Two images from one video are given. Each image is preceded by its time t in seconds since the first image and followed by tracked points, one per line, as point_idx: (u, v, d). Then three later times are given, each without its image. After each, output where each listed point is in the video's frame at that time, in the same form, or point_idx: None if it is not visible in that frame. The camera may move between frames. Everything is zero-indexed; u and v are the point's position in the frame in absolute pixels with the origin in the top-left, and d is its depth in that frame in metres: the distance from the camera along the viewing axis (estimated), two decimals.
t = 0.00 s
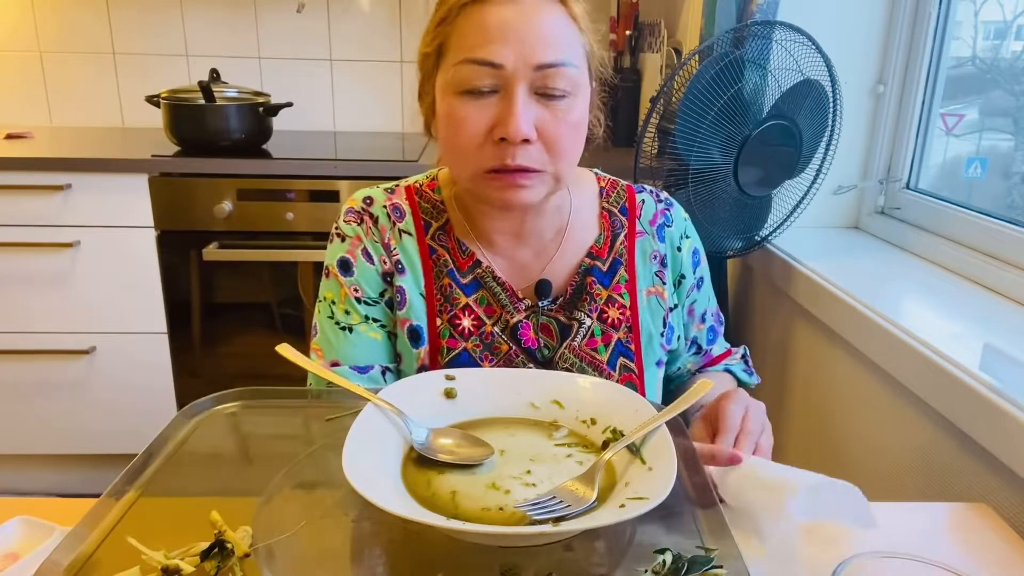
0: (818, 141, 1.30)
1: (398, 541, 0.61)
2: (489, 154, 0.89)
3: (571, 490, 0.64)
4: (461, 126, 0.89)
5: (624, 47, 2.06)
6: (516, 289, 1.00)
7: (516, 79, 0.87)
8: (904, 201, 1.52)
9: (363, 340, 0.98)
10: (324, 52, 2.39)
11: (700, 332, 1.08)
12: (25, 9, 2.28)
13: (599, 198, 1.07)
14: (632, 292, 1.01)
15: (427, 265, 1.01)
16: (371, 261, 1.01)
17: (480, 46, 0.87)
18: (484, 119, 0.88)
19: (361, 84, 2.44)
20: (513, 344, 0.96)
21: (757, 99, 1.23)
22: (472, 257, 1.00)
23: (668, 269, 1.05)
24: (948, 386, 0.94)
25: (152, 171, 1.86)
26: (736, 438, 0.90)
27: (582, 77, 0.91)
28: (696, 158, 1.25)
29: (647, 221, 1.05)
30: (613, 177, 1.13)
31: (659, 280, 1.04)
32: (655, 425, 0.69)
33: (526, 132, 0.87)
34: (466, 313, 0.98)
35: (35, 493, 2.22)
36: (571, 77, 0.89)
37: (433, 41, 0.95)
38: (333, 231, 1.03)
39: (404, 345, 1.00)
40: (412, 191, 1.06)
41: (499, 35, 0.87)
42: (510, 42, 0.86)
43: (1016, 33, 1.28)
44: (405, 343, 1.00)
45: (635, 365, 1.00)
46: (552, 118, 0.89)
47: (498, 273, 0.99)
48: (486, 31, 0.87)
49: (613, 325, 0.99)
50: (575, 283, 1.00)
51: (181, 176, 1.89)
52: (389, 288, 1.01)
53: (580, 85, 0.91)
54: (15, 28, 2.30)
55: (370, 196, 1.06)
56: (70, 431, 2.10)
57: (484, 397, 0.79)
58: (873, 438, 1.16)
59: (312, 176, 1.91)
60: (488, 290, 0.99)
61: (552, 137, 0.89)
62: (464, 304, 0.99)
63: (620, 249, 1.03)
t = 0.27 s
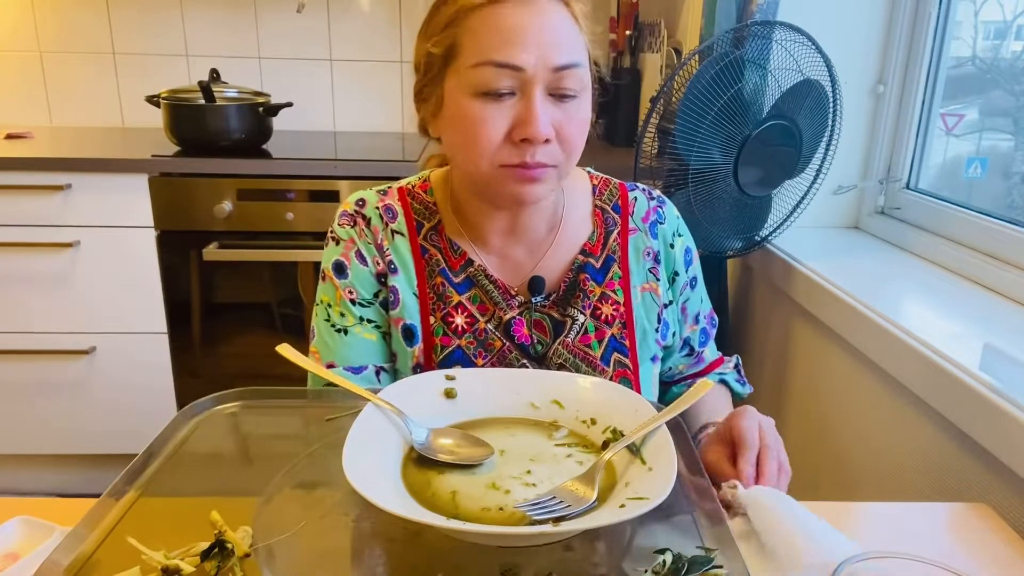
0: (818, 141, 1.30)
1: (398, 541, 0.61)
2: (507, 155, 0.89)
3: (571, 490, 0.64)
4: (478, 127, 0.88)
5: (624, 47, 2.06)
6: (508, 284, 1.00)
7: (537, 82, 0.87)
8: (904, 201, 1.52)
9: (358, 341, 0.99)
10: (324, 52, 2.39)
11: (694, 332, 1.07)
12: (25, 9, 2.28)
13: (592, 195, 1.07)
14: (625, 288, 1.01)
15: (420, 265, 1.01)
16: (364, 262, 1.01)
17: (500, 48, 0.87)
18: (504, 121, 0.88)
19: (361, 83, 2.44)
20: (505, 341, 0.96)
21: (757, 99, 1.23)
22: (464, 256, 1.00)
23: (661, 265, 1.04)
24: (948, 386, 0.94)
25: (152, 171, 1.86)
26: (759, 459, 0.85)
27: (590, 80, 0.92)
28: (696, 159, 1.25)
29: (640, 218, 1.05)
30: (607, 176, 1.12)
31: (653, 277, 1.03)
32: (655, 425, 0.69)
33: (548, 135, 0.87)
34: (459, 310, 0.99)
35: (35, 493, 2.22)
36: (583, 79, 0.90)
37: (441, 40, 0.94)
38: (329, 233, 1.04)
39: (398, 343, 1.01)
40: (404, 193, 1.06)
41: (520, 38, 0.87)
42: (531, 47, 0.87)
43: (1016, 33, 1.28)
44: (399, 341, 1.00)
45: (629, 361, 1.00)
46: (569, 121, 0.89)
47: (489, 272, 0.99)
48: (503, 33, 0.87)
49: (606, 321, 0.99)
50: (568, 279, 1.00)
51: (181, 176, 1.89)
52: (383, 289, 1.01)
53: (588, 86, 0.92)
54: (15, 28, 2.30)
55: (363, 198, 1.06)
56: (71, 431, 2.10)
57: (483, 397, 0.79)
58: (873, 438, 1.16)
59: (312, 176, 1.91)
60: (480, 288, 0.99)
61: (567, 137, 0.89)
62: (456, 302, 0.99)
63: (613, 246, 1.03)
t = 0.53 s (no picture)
0: (818, 141, 1.30)
1: (397, 541, 0.61)
2: (515, 148, 0.89)
3: (570, 489, 0.64)
4: (486, 119, 0.88)
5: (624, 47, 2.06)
6: (505, 279, 1.00)
7: (542, 74, 0.88)
8: (904, 201, 1.52)
9: (355, 334, 0.98)
10: (324, 52, 2.39)
11: (694, 324, 1.07)
12: (25, 9, 2.29)
13: (587, 191, 1.07)
14: (620, 280, 1.02)
15: (417, 260, 1.01)
16: (362, 257, 1.01)
17: (508, 41, 0.87)
18: (513, 113, 0.88)
19: (361, 83, 2.44)
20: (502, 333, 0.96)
21: (757, 99, 1.23)
22: (461, 250, 1.00)
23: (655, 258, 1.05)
24: (947, 386, 0.94)
25: (152, 171, 1.86)
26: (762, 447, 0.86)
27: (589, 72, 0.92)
28: (696, 158, 1.25)
29: (634, 211, 1.05)
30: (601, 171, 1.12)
31: (647, 269, 1.03)
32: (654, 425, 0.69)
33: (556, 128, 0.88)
34: (455, 304, 0.98)
35: (35, 493, 2.22)
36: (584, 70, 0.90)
37: (448, 33, 0.93)
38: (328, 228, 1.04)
39: (394, 337, 1.00)
40: (402, 189, 1.06)
41: (527, 30, 0.87)
42: (538, 39, 0.87)
43: (1016, 33, 1.28)
44: (396, 335, 1.00)
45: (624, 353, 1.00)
46: (573, 113, 0.90)
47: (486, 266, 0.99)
48: (511, 24, 0.87)
49: (601, 313, 1.00)
50: (562, 273, 1.00)
51: (181, 176, 1.89)
52: (381, 283, 1.01)
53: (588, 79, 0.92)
54: (15, 28, 2.30)
55: (361, 195, 1.06)
56: (71, 431, 2.10)
57: (483, 396, 0.79)
58: (873, 437, 1.16)
59: (312, 176, 1.91)
60: (477, 282, 0.99)
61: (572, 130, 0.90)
62: (453, 296, 0.99)
63: (608, 240, 1.03)
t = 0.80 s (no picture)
0: (818, 141, 1.30)
1: (397, 541, 0.61)
2: (509, 147, 0.89)
3: (570, 489, 0.64)
4: (481, 119, 0.88)
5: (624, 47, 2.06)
6: (498, 276, 0.99)
7: (537, 73, 0.88)
8: (904, 201, 1.52)
9: (314, 338, 1.01)
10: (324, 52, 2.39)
11: (707, 319, 1.05)
12: (26, 9, 2.29)
13: (582, 190, 1.06)
14: (613, 278, 1.01)
15: (410, 264, 1.01)
16: (342, 263, 1.03)
17: (502, 42, 0.88)
18: (507, 112, 0.88)
19: (361, 83, 2.44)
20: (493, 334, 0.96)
21: (757, 99, 1.23)
22: (453, 252, 1.00)
23: (652, 254, 1.04)
24: (948, 386, 0.94)
25: (152, 171, 1.86)
26: (860, 492, 0.75)
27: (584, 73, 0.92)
28: (696, 159, 1.25)
29: (629, 209, 1.05)
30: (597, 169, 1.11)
31: (642, 265, 1.03)
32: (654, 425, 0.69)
33: (551, 127, 0.87)
34: (445, 306, 0.99)
35: (34, 493, 2.21)
36: (577, 70, 0.90)
37: (439, 34, 0.93)
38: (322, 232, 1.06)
39: (389, 342, 1.00)
40: (398, 190, 1.06)
41: (521, 30, 0.87)
42: (532, 39, 0.87)
43: (1016, 33, 1.28)
44: (389, 339, 1.00)
45: (617, 351, 0.99)
46: (570, 112, 0.89)
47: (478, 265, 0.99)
48: (506, 25, 0.88)
49: (593, 310, 0.99)
50: (556, 270, 1.00)
51: (181, 176, 1.89)
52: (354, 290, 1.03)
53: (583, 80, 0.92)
54: (15, 28, 2.30)
55: (357, 197, 1.07)
56: (71, 431, 2.10)
57: (483, 396, 0.79)
58: (873, 437, 1.16)
59: (312, 176, 1.91)
60: (469, 283, 0.99)
61: (568, 129, 0.90)
62: (443, 298, 0.99)
63: (602, 238, 1.03)
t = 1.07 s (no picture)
0: (817, 141, 1.30)
1: (397, 540, 0.61)
2: (506, 150, 0.89)
3: (570, 489, 0.64)
4: (476, 122, 0.88)
5: (624, 47, 2.06)
6: (483, 282, 1.00)
7: (534, 76, 0.87)
8: (904, 201, 1.52)
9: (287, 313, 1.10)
10: (324, 52, 2.39)
11: (720, 319, 1.01)
12: (26, 9, 2.29)
13: (577, 194, 1.05)
14: (602, 290, 1.00)
15: (395, 265, 1.02)
16: (321, 255, 1.08)
17: (497, 43, 0.87)
18: (503, 116, 0.88)
19: (361, 83, 2.44)
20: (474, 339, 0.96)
21: (757, 99, 1.23)
22: (439, 255, 1.01)
23: (643, 264, 1.02)
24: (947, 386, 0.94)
25: (152, 171, 1.86)
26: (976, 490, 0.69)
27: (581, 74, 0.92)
28: (696, 159, 1.25)
29: (624, 217, 1.03)
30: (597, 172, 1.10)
31: (632, 277, 1.01)
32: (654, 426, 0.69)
33: (547, 130, 0.87)
34: (428, 310, 0.99)
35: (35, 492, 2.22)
36: (575, 71, 0.90)
37: (433, 34, 0.94)
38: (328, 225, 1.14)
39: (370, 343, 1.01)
40: (392, 190, 1.07)
41: (516, 31, 0.87)
42: (528, 38, 0.87)
43: (1016, 33, 1.28)
44: (370, 340, 1.01)
45: (600, 365, 0.99)
46: (566, 114, 0.89)
47: (464, 271, 0.99)
48: (503, 26, 0.87)
49: (578, 323, 0.98)
50: (543, 280, 0.99)
51: (181, 175, 1.89)
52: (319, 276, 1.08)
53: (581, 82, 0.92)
54: (15, 28, 2.30)
55: (352, 195, 1.09)
56: (72, 431, 2.10)
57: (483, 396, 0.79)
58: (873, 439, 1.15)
59: (312, 176, 1.91)
60: (454, 288, 0.99)
61: (564, 133, 0.90)
62: (426, 302, 1.00)
63: (594, 248, 1.01)
